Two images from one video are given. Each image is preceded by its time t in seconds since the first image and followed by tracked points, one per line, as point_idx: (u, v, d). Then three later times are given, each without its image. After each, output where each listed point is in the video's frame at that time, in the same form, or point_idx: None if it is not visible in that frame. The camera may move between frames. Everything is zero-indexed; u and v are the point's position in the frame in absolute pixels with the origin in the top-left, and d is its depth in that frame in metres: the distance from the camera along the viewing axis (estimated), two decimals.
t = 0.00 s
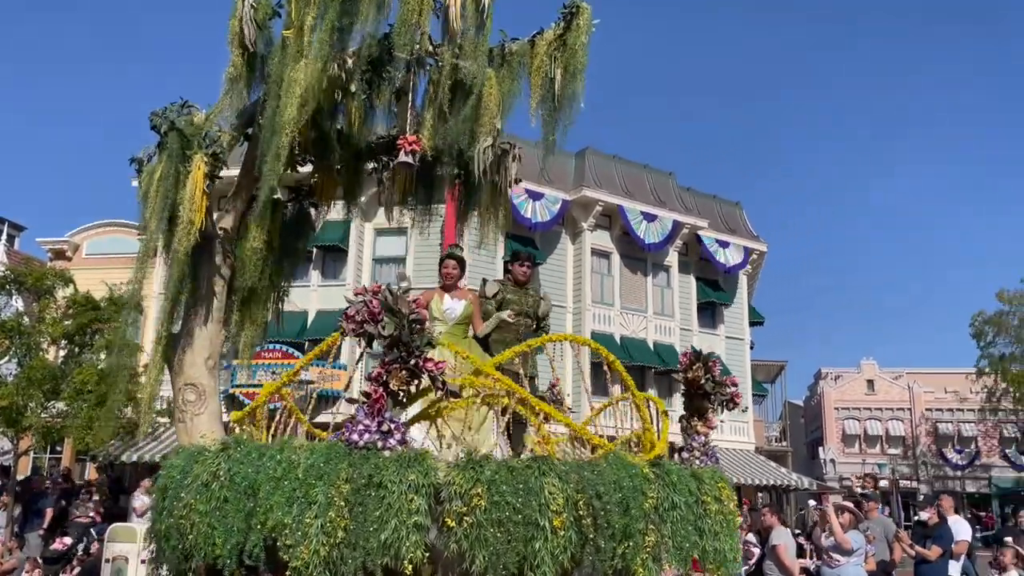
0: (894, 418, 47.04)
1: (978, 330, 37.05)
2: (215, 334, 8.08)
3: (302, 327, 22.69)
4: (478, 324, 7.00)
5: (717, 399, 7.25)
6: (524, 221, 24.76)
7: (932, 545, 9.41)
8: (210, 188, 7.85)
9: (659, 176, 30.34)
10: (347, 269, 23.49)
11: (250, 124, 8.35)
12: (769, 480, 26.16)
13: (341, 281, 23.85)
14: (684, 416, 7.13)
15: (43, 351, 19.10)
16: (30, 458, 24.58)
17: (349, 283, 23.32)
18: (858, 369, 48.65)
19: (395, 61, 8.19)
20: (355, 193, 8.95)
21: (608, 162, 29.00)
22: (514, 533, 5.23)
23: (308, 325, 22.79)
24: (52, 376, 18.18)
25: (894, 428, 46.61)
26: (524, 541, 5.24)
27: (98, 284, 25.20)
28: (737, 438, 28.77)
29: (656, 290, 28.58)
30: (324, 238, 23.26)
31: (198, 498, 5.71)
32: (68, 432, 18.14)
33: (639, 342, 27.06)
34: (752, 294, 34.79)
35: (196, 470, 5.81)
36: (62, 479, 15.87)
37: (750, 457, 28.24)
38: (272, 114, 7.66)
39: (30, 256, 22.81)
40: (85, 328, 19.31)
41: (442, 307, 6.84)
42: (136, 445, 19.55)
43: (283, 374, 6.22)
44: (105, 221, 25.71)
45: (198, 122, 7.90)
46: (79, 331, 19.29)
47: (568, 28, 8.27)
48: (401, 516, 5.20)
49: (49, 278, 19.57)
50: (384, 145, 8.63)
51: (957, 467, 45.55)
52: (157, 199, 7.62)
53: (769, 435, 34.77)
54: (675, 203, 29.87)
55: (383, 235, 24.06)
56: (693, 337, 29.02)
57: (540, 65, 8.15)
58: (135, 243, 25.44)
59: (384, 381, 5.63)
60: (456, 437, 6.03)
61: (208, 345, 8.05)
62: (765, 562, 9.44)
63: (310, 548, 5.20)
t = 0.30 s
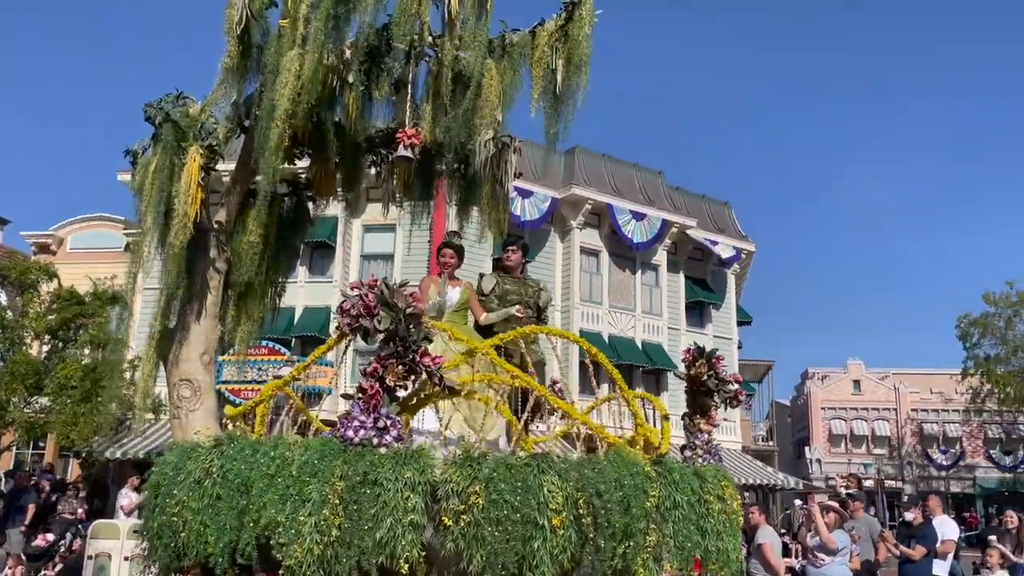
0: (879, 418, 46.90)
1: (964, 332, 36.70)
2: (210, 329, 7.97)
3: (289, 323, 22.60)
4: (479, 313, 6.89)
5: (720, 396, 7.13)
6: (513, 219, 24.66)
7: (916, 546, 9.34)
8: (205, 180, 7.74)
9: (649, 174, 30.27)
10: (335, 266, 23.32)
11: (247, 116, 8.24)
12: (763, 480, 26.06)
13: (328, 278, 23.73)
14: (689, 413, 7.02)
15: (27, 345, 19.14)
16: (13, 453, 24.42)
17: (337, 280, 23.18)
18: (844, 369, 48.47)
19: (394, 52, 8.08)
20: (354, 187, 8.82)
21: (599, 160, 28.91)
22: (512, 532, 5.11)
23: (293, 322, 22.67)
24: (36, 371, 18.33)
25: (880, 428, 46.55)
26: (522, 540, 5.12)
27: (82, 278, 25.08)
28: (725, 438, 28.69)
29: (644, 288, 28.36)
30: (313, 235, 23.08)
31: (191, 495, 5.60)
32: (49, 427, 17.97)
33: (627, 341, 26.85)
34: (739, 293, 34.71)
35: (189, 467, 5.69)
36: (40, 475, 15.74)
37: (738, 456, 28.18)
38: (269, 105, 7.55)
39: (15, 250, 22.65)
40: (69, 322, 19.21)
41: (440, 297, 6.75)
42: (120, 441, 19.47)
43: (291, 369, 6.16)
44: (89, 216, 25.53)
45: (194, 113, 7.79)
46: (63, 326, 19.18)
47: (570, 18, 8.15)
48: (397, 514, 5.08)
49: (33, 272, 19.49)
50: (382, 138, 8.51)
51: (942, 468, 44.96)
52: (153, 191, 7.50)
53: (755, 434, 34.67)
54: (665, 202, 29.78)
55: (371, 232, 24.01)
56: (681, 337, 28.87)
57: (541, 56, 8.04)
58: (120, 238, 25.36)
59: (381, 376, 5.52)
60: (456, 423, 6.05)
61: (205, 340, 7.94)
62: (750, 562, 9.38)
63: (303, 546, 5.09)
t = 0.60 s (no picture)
0: (866, 416, 46.64)
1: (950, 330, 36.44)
2: (209, 322, 7.88)
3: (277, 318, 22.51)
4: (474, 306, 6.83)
5: (726, 392, 7.04)
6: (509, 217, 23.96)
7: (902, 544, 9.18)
8: (203, 172, 7.68)
9: (638, 172, 30.22)
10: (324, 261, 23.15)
11: (245, 108, 8.18)
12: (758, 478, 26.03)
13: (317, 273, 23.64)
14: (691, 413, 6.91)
15: (13, 338, 19.20)
16: None
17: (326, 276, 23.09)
18: (832, 368, 48.21)
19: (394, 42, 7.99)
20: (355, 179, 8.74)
21: (589, 157, 28.78)
22: (512, 529, 5.01)
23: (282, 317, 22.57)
24: (22, 365, 18.48)
25: (866, 426, 46.27)
26: (523, 537, 5.03)
27: (69, 272, 25.05)
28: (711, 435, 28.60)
29: (634, 286, 28.25)
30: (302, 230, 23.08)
31: (186, 490, 5.50)
32: (35, 421, 18.02)
33: (616, 338, 26.74)
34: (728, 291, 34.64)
35: (184, 462, 5.59)
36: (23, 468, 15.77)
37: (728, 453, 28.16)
38: (265, 95, 7.45)
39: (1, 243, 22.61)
40: (56, 317, 19.36)
41: (436, 288, 6.78)
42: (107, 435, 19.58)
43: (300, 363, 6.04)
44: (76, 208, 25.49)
45: (192, 104, 7.72)
46: (49, 320, 19.30)
47: (573, 8, 8.03)
48: (394, 511, 4.99)
49: (20, 265, 19.72)
50: (383, 129, 8.41)
51: (927, 466, 45.07)
52: (150, 182, 7.43)
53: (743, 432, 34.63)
54: (654, 200, 29.67)
55: (360, 227, 24.00)
56: (670, 335, 28.67)
57: (544, 47, 7.93)
58: (107, 231, 25.35)
59: (378, 370, 5.44)
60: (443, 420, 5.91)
61: (203, 334, 7.86)
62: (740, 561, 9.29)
63: (299, 543, 4.99)
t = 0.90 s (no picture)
0: (855, 413, 46.16)
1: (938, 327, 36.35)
2: (212, 315, 7.84)
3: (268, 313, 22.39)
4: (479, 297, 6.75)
5: (733, 388, 6.90)
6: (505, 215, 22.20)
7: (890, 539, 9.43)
8: (205, 164, 7.63)
9: (630, 169, 30.12)
10: (314, 255, 23.16)
11: (247, 100, 8.13)
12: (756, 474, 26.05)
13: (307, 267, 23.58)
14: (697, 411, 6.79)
15: None
16: None
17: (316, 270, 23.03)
18: (819, 364, 47.91)
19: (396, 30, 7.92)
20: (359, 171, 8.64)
21: (582, 154, 28.61)
22: (514, 525, 4.92)
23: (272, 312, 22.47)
24: (9, 358, 18.42)
25: (854, 422, 45.82)
26: (525, 533, 4.93)
27: (57, 265, 24.95)
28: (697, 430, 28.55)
29: (624, 283, 28.14)
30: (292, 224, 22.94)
31: (184, 484, 5.42)
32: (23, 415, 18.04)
33: (606, 334, 26.71)
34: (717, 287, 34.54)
35: (183, 457, 5.51)
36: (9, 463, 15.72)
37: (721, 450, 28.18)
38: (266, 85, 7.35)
39: None
40: (43, 310, 19.31)
41: (441, 280, 6.71)
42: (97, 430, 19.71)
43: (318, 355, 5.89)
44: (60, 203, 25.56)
45: (194, 95, 7.67)
46: (37, 314, 19.24)
47: None
48: (394, 507, 4.90)
49: (8, 258, 19.29)
50: (388, 120, 8.32)
51: (914, 462, 44.39)
52: (151, 173, 7.38)
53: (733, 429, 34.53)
54: (645, 196, 29.56)
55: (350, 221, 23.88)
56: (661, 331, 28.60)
57: (551, 37, 7.82)
58: (95, 225, 25.35)
59: (379, 363, 5.33)
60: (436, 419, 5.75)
61: (205, 327, 7.79)
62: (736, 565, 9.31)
63: (297, 539, 4.88)
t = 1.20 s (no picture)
0: (844, 409, 46.02)
1: (927, 324, 36.13)
2: (216, 310, 7.78)
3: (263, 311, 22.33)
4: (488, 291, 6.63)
5: (741, 381, 6.81)
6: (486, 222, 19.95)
7: (879, 535, 9.84)
8: (207, 158, 7.57)
9: (621, 165, 29.97)
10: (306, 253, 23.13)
11: (251, 93, 8.08)
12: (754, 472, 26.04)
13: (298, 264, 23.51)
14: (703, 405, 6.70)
15: None
16: None
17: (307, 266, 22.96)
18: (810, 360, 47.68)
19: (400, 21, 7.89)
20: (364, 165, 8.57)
21: (573, 150, 28.44)
22: (518, 521, 4.83)
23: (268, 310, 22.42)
24: None
25: (844, 419, 45.77)
26: (530, 530, 4.85)
27: (47, 260, 24.99)
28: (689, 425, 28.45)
29: (616, 279, 28.05)
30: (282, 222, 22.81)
31: (184, 480, 5.32)
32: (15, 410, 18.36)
33: (598, 330, 26.59)
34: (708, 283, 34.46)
35: (184, 451, 5.41)
36: None
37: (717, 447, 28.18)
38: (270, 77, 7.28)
39: None
40: (33, 306, 19.54)
41: (449, 281, 6.55)
42: (87, 424, 20.19)
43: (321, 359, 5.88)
44: (52, 197, 25.37)
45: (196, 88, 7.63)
46: (27, 309, 19.49)
47: None
48: (395, 502, 4.82)
49: None
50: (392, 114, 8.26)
51: (903, 458, 44.28)
52: (153, 166, 7.33)
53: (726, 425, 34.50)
54: (637, 192, 29.43)
55: (342, 217, 23.74)
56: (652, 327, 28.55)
57: (556, 27, 7.69)
58: (86, 219, 25.34)
59: (381, 356, 5.27)
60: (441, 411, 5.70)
61: (208, 322, 7.73)
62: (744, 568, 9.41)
63: (298, 535, 4.81)
